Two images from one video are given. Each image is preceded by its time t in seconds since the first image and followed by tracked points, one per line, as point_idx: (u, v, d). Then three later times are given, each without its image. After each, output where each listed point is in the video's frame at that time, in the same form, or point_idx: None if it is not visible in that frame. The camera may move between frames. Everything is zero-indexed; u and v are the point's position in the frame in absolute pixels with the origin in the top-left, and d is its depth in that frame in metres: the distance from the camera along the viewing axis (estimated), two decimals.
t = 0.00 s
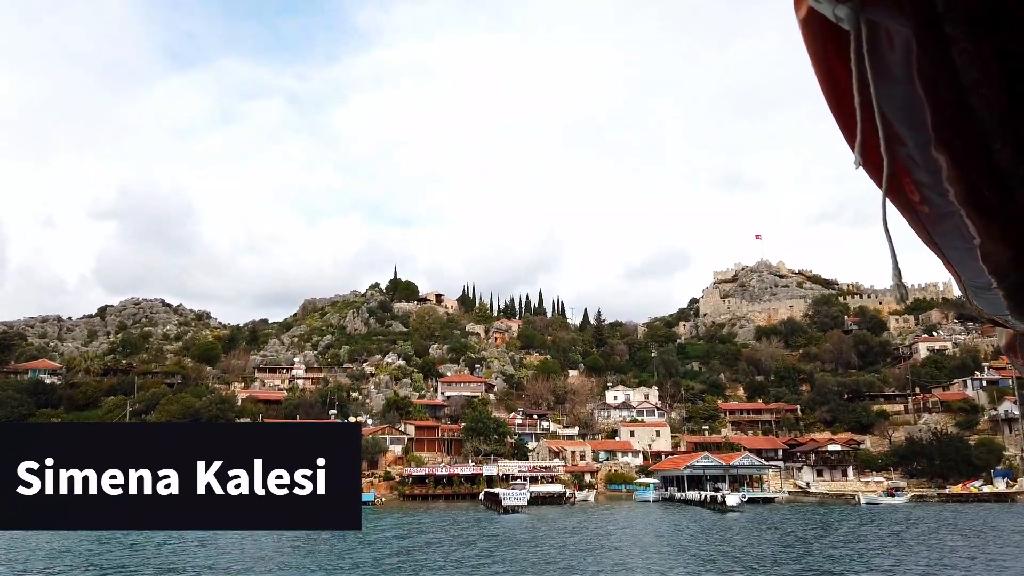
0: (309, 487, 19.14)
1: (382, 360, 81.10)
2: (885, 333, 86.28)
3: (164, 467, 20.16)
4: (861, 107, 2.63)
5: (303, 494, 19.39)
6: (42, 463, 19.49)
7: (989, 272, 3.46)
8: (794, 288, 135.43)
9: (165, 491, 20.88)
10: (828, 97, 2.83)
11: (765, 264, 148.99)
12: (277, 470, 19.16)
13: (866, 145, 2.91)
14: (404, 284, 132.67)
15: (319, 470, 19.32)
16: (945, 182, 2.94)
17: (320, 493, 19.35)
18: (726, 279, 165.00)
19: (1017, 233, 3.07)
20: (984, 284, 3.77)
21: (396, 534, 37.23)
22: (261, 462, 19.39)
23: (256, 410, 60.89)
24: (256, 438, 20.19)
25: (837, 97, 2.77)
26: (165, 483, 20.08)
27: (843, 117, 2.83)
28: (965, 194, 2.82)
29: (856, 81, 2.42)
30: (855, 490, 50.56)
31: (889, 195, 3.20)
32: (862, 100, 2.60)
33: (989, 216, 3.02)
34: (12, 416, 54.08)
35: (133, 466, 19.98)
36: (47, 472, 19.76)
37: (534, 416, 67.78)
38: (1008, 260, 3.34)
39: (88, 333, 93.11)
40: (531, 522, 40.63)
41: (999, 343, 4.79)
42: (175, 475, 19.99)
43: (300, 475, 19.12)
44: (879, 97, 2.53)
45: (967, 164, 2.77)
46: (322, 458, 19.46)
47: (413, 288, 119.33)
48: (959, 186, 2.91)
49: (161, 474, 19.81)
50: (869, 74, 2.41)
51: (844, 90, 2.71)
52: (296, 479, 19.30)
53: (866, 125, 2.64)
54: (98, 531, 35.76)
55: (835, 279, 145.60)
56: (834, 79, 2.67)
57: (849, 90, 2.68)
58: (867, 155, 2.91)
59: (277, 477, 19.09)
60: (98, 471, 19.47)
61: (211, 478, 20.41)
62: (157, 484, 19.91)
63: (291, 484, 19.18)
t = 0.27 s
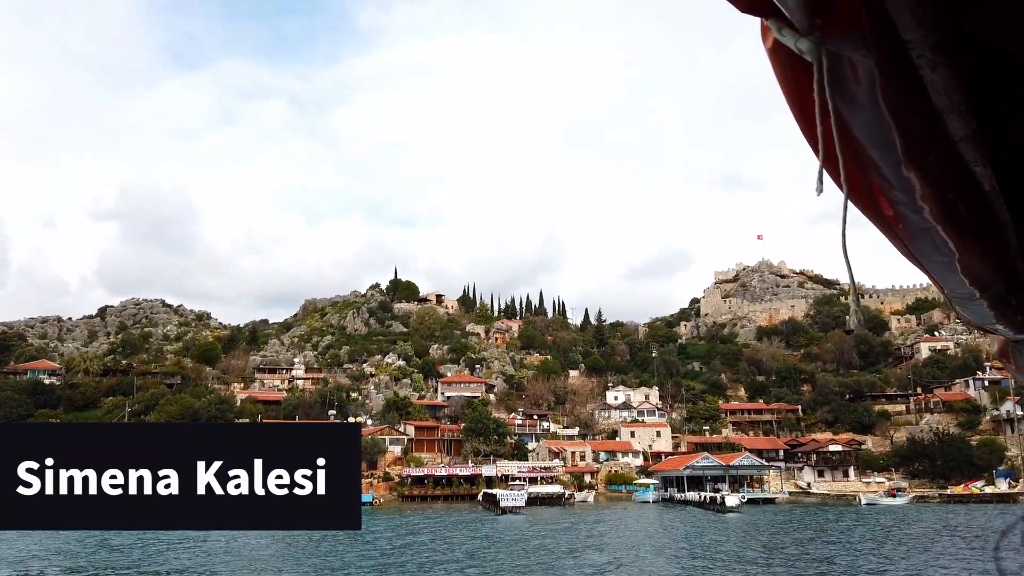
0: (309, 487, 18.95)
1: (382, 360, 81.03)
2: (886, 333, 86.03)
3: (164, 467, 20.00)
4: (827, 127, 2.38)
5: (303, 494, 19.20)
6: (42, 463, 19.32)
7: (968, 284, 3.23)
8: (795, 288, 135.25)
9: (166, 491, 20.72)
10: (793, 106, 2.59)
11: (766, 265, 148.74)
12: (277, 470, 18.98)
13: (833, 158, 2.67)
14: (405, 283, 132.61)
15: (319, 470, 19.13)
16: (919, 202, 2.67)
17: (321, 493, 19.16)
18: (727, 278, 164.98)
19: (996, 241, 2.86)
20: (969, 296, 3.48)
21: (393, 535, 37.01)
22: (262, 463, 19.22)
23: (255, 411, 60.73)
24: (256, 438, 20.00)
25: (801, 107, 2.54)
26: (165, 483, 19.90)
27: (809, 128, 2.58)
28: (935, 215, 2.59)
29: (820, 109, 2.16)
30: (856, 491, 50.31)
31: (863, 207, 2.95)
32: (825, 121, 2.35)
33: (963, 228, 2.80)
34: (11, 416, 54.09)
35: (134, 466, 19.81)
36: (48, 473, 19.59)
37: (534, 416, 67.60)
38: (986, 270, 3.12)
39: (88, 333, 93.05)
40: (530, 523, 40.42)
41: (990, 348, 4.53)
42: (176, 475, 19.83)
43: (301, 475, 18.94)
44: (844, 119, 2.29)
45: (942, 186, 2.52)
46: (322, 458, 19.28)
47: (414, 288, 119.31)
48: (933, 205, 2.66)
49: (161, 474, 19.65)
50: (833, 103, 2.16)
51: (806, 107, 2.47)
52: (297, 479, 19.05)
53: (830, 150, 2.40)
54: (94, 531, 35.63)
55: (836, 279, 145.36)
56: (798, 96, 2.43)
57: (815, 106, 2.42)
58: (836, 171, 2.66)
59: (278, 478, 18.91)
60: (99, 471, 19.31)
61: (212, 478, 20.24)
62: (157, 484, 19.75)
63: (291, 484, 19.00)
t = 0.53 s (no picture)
0: (309, 487, 18.73)
1: (382, 360, 80.90)
2: (887, 333, 85.75)
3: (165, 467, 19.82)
4: (833, 126, 2.23)
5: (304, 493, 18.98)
6: (41, 463, 19.14)
7: (973, 283, 2.98)
8: (796, 288, 135.02)
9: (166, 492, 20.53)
10: (797, 100, 2.46)
11: (768, 265, 148.48)
12: (277, 471, 18.77)
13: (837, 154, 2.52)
14: (405, 284, 132.56)
15: (319, 469, 18.91)
16: (923, 201, 2.48)
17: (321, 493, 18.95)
18: (728, 278, 164.82)
19: (1000, 242, 2.63)
20: (975, 292, 3.21)
21: (391, 536, 36.77)
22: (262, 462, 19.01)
23: (255, 411, 60.56)
24: (256, 438, 19.79)
25: (805, 99, 2.41)
26: (165, 483, 19.72)
27: (811, 120, 2.46)
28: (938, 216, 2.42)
29: (821, 111, 2.03)
30: (857, 492, 50.10)
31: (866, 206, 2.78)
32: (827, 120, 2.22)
33: (968, 229, 2.61)
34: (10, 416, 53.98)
35: (134, 466, 19.64)
36: (48, 473, 19.40)
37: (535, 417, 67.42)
38: (991, 267, 2.89)
39: (88, 333, 92.98)
40: (529, 523, 40.23)
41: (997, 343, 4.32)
42: (176, 475, 19.64)
43: (301, 475, 18.71)
44: (846, 119, 2.15)
45: (945, 186, 2.32)
46: (322, 458, 19.07)
47: (414, 288, 119.19)
48: (937, 204, 2.45)
49: (161, 474, 19.45)
50: (835, 103, 2.03)
51: (812, 103, 2.34)
52: (297, 479, 18.83)
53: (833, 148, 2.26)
54: (90, 531, 35.43)
55: (838, 279, 145.07)
56: (803, 91, 2.31)
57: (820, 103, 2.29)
58: (839, 167, 2.52)
59: (278, 478, 18.71)
60: (99, 471, 19.15)
61: (212, 478, 20.05)
62: (157, 484, 19.57)
63: (291, 484, 18.79)
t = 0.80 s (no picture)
0: (309, 487, 18.60)
1: (382, 359, 80.75)
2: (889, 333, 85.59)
3: (164, 468, 19.70)
4: (855, 133, 2.14)
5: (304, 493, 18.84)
6: (41, 463, 18.95)
7: (990, 284, 2.79)
8: (798, 288, 134.69)
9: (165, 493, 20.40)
10: (819, 106, 2.37)
11: (769, 265, 148.40)
12: (276, 471, 18.61)
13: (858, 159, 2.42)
14: (406, 282, 132.45)
15: (318, 470, 18.77)
16: (942, 203, 2.35)
17: (320, 493, 18.81)
18: (729, 278, 164.46)
19: (1022, 244, 2.45)
20: (990, 291, 3.01)
21: (390, 535, 36.59)
22: (262, 463, 18.86)
23: (254, 409, 60.41)
24: (256, 438, 19.64)
25: (827, 102, 2.31)
26: (165, 483, 19.59)
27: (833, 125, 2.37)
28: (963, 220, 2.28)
29: (845, 119, 1.94)
30: (858, 492, 49.91)
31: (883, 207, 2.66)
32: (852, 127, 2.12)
33: (991, 235, 2.47)
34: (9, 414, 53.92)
35: (132, 466, 19.45)
36: (47, 473, 19.21)
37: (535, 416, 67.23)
38: (1014, 267, 2.69)
39: (89, 331, 92.87)
40: (529, 523, 40.08)
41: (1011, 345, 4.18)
42: (175, 476, 19.50)
43: (300, 475, 18.57)
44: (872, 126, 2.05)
45: (967, 188, 2.20)
46: (321, 458, 18.94)
47: (415, 287, 119.15)
48: (957, 204, 2.31)
49: (160, 475, 19.32)
50: (860, 111, 1.93)
51: (837, 109, 2.25)
52: (297, 479, 18.65)
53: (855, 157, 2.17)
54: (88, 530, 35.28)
55: (839, 279, 144.90)
56: (827, 97, 2.22)
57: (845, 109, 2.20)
58: (861, 172, 2.41)
59: (277, 479, 18.53)
60: (98, 472, 18.96)
61: (211, 478, 19.95)
62: (156, 484, 19.42)
63: (291, 485, 18.63)
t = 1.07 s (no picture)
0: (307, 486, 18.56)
1: (383, 358, 80.54)
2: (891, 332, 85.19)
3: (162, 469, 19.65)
4: (868, 131, 2.30)
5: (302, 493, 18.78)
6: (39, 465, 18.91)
7: (1000, 283, 2.96)
8: (800, 287, 134.20)
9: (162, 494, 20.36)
10: (832, 106, 2.55)
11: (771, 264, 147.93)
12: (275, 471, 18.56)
13: (873, 156, 2.59)
14: (407, 282, 132.28)
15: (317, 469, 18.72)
16: (953, 200, 2.53)
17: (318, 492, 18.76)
18: (731, 278, 163.96)
19: None
20: (1000, 291, 3.14)
21: (389, 534, 36.56)
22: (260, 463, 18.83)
23: (254, 408, 60.23)
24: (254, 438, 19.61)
25: (842, 100, 2.48)
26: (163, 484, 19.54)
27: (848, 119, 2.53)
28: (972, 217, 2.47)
29: (859, 113, 2.11)
30: (859, 492, 49.73)
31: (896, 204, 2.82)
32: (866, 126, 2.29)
33: (1000, 235, 2.64)
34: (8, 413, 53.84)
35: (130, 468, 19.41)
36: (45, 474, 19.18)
37: (535, 415, 67.05)
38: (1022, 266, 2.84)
39: (89, 330, 92.71)
40: (528, 523, 39.96)
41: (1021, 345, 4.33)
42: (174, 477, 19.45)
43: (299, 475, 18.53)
44: (883, 124, 2.22)
45: (978, 185, 2.37)
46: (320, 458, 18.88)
47: (415, 285, 118.92)
48: (967, 202, 2.49)
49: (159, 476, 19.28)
50: (873, 108, 2.10)
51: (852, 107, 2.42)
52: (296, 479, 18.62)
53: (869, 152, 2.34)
54: (88, 528, 35.24)
55: (841, 279, 144.37)
56: (842, 96, 2.39)
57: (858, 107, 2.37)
58: (875, 170, 2.60)
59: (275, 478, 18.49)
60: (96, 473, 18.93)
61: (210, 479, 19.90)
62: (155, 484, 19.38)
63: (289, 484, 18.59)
